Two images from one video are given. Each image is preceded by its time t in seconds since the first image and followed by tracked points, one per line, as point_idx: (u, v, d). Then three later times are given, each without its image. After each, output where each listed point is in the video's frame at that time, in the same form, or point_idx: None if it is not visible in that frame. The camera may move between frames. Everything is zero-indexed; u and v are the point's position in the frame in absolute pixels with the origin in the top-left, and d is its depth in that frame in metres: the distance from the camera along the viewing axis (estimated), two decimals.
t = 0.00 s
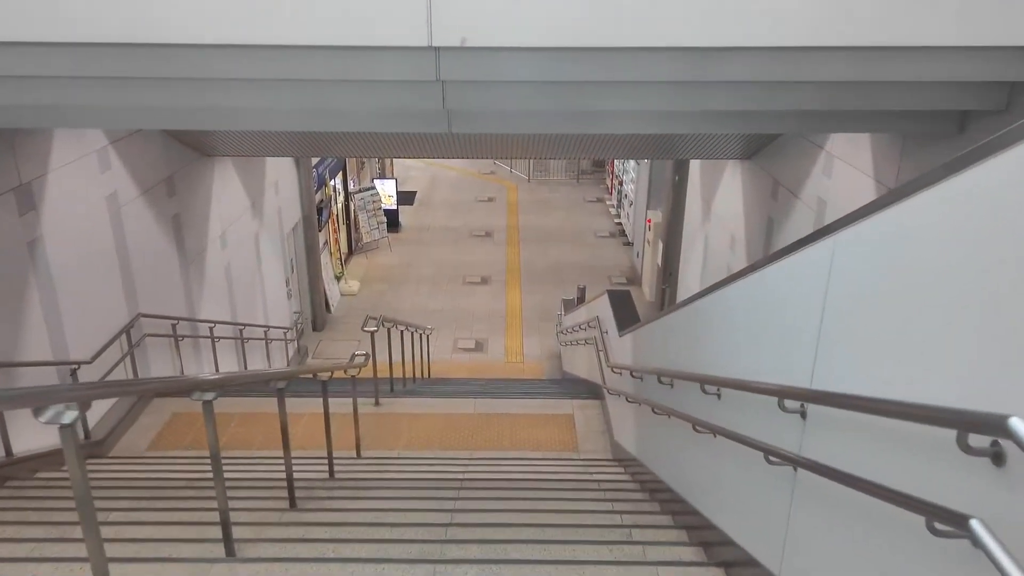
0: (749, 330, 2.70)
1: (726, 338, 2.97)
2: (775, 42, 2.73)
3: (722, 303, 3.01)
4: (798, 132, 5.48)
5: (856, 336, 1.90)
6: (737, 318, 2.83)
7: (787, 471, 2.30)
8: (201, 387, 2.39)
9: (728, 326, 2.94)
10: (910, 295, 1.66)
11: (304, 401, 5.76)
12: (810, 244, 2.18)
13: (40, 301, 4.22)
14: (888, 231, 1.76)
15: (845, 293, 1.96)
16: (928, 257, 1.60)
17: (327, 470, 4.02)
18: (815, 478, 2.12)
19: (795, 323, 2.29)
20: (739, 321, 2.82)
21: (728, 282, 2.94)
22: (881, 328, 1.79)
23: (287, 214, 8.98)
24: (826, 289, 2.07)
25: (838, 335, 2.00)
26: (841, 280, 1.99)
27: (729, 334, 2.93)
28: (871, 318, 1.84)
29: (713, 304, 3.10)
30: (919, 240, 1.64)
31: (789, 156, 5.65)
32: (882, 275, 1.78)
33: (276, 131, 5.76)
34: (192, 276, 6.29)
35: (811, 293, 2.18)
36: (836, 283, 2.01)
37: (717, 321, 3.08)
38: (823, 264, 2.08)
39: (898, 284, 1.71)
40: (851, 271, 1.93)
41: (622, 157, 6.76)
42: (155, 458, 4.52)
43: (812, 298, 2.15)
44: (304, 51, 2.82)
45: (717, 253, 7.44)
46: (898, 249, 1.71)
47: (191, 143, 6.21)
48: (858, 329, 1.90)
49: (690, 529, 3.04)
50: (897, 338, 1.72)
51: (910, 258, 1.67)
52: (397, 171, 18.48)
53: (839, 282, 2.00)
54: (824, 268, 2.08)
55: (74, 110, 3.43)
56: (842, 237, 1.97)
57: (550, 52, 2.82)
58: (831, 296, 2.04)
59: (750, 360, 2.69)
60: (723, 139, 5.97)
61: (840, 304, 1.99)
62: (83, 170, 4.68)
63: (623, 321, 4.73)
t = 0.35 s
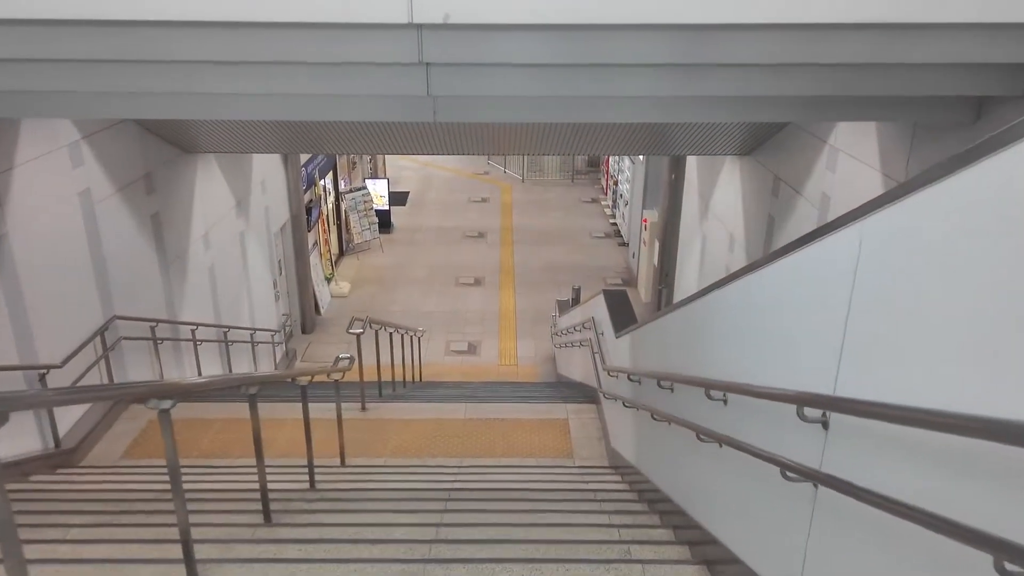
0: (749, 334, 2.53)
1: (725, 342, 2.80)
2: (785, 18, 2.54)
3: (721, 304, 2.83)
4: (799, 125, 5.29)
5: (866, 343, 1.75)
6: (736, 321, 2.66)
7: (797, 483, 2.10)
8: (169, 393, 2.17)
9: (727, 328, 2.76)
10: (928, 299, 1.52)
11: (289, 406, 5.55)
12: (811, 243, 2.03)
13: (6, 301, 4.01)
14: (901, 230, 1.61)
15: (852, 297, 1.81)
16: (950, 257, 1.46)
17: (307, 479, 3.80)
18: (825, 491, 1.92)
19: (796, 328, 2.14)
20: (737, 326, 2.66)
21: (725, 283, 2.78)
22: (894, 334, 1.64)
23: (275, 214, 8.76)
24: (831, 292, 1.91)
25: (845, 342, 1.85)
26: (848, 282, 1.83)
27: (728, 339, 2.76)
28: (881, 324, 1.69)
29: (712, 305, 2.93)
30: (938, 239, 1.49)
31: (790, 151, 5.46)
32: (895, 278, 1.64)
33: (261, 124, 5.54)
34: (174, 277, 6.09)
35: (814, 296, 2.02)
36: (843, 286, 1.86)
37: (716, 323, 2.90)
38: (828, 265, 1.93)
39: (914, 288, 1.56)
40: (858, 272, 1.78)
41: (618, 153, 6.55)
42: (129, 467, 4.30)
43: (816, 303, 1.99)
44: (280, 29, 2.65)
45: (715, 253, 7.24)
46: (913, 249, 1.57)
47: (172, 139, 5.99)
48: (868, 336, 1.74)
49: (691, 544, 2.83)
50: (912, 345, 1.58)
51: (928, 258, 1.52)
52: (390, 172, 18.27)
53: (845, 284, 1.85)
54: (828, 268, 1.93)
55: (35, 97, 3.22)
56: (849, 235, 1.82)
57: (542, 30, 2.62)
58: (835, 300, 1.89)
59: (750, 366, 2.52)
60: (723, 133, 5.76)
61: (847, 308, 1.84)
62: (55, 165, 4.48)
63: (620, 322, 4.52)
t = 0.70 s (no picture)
0: (757, 353, 2.30)
1: (729, 357, 2.57)
2: None
3: (725, 314, 2.61)
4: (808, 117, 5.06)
5: (892, 371, 1.57)
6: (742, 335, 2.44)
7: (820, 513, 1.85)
8: (145, 406, 1.95)
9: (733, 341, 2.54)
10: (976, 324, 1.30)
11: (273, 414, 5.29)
12: (828, 255, 1.82)
13: None
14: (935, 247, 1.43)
15: (876, 317, 1.62)
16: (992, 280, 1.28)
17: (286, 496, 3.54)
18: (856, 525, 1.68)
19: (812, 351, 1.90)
20: (744, 341, 2.42)
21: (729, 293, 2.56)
22: (925, 363, 1.46)
23: (262, 213, 8.49)
24: (851, 312, 1.72)
25: (866, 367, 1.66)
26: (871, 301, 1.64)
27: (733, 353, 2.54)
28: (909, 350, 1.51)
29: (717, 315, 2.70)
30: (979, 258, 1.31)
31: (798, 145, 5.23)
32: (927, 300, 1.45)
33: (244, 117, 5.27)
34: (152, 279, 5.80)
35: (830, 314, 1.82)
36: (865, 305, 1.67)
37: (720, 335, 2.67)
38: (847, 282, 1.73)
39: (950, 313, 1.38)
40: (883, 291, 1.59)
41: (618, 148, 6.29)
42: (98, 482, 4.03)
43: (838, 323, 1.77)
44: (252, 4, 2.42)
45: (717, 253, 7.00)
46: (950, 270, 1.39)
47: (150, 134, 5.71)
48: (894, 363, 1.56)
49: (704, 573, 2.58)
50: (946, 377, 1.40)
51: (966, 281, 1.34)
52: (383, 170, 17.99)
53: (867, 304, 1.66)
54: (847, 285, 1.73)
55: None
56: (872, 249, 1.63)
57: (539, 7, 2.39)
58: (857, 320, 1.70)
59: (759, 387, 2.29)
60: (729, 125, 5.51)
61: (869, 331, 1.65)
62: (21, 159, 4.22)
63: (622, 325, 4.27)
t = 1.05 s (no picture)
0: (767, 403, 2.07)
1: (736, 396, 2.34)
2: None
3: (721, 351, 2.44)
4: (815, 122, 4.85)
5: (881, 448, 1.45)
6: (739, 377, 2.28)
7: None
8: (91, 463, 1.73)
9: (729, 382, 2.37)
10: None
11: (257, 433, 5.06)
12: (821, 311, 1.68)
13: None
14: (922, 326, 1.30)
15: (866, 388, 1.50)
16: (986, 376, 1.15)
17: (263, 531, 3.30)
18: None
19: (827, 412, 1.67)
20: (752, 385, 2.19)
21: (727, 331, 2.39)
22: (914, 449, 1.34)
23: (249, 219, 8.23)
24: (857, 376, 1.52)
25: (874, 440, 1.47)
26: (861, 369, 1.51)
27: (730, 394, 2.38)
28: (899, 430, 1.39)
29: (713, 352, 2.52)
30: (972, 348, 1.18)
31: (804, 152, 5.02)
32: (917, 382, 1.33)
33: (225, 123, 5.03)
34: (132, 291, 5.55)
35: (834, 374, 1.62)
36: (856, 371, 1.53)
37: (718, 372, 2.50)
38: (839, 345, 1.59)
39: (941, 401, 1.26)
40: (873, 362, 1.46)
41: (618, 152, 6.07)
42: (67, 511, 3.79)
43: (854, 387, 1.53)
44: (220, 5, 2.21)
45: (719, 260, 6.78)
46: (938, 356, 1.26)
47: (128, 139, 5.46)
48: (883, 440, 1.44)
49: None
50: (983, 475, 1.16)
51: (959, 369, 1.21)
52: (376, 172, 17.73)
53: (858, 372, 1.53)
54: (838, 348, 1.59)
55: None
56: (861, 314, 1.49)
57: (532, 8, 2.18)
58: (848, 387, 1.57)
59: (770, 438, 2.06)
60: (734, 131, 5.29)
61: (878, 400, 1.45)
62: None
63: (624, 343, 4.05)
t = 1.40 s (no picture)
0: (790, 459, 1.83)
1: (752, 440, 2.12)
2: None
3: (737, 388, 2.22)
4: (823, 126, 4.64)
5: (882, 514, 1.38)
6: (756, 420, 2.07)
7: None
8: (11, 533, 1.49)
9: (744, 423, 2.17)
10: None
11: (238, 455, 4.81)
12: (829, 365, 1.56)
13: None
14: (927, 400, 1.21)
15: (888, 456, 1.35)
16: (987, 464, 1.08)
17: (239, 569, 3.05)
18: None
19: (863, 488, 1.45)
20: (772, 433, 1.96)
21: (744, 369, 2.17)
22: (913, 521, 1.28)
23: (236, 225, 7.99)
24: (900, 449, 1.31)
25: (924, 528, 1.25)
26: (865, 430, 1.42)
27: (747, 438, 2.16)
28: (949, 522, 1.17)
29: (729, 388, 2.29)
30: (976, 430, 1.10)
31: (811, 158, 4.80)
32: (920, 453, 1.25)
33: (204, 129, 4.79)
34: (109, 305, 5.32)
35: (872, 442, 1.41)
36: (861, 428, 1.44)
37: (732, 410, 2.27)
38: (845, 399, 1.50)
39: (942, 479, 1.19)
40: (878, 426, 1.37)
41: (616, 158, 5.84)
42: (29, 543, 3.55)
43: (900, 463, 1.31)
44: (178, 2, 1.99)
45: (720, 269, 6.55)
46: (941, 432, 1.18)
47: (103, 145, 5.21)
48: (883, 506, 1.37)
49: None
50: None
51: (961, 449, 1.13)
52: (369, 174, 17.48)
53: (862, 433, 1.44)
54: (845, 402, 1.49)
55: None
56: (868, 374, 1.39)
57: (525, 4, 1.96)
58: (849, 442, 1.49)
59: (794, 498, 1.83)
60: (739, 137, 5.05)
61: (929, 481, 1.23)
62: None
63: (624, 364, 3.83)
